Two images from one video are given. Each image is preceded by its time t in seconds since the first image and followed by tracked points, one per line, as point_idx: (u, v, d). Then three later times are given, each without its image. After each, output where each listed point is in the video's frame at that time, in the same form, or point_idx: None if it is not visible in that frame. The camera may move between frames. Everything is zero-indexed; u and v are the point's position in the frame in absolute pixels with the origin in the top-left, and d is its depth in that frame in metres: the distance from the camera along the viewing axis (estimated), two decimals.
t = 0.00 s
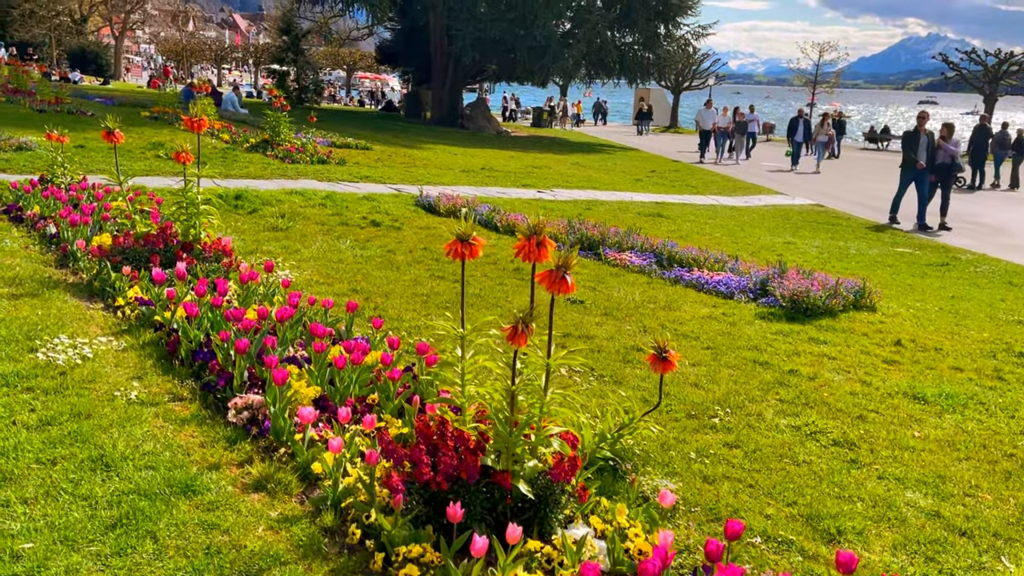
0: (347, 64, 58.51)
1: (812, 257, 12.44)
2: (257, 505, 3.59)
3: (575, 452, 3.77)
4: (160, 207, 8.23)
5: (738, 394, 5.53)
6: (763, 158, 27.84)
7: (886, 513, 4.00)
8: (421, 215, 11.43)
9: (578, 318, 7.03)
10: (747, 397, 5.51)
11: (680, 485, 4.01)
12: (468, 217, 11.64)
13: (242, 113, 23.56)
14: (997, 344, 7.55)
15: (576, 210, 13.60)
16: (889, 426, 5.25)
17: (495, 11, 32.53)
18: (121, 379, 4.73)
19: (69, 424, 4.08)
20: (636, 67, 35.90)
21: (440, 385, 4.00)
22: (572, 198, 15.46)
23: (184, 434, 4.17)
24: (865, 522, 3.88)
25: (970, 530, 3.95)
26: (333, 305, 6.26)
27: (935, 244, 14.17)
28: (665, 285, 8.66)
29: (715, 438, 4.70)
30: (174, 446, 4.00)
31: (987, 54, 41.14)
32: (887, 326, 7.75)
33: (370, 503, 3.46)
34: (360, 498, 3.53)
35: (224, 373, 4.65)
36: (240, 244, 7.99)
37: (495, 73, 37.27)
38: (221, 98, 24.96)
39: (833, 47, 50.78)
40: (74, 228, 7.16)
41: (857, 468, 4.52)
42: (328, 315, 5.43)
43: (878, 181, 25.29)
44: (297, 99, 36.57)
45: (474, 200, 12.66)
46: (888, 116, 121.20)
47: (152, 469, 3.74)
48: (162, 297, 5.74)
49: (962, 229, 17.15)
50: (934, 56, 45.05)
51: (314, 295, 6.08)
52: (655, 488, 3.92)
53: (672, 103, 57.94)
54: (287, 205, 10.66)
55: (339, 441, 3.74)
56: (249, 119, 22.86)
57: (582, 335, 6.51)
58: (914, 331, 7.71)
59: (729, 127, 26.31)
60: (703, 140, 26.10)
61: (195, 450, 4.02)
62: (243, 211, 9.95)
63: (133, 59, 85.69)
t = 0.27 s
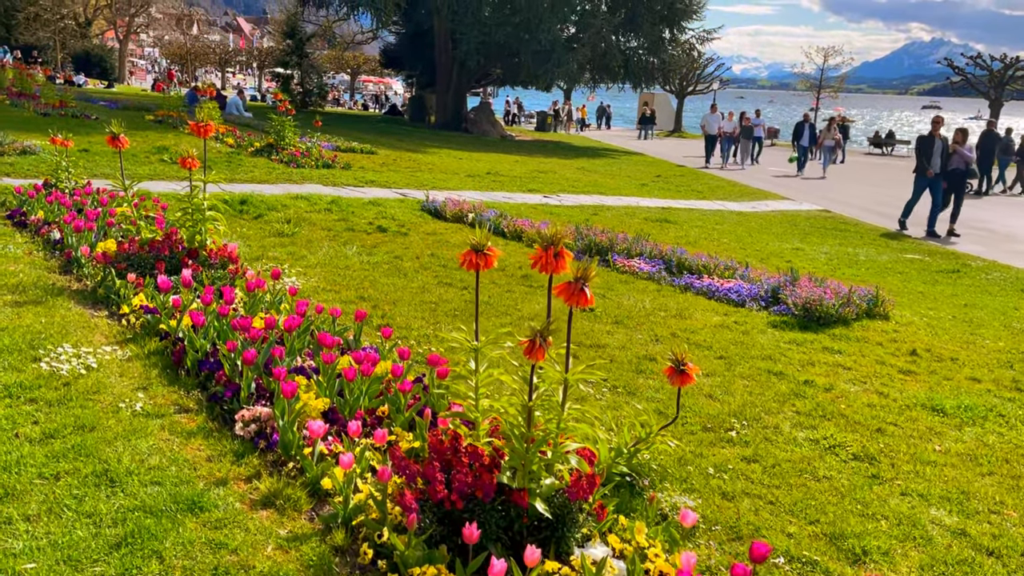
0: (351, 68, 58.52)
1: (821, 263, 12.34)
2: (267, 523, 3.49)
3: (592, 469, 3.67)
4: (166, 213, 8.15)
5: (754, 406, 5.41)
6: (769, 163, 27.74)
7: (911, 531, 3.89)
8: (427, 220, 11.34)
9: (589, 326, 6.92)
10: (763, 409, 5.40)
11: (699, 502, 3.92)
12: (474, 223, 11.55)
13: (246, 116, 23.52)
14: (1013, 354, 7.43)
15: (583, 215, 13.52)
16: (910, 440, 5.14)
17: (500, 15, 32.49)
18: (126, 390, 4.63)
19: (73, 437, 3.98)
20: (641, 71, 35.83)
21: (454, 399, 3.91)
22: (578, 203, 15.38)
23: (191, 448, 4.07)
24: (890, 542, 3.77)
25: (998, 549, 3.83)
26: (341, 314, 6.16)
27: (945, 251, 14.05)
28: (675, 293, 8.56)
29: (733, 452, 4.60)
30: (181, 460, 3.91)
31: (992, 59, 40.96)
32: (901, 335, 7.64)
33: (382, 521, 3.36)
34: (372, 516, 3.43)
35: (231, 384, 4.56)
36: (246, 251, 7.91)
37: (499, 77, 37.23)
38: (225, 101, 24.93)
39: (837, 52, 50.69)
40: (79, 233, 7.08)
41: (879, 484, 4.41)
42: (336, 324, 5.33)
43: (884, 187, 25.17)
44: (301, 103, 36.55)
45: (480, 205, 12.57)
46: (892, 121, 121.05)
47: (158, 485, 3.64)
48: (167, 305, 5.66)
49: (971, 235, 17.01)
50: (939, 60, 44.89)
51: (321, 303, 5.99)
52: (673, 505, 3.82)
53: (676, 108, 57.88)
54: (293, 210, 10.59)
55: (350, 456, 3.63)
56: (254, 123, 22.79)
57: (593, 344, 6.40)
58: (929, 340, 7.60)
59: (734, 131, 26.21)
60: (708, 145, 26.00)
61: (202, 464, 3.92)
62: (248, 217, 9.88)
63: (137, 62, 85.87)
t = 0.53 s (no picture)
0: (355, 71, 58.53)
1: (832, 269, 12.21)
2: (279, 542, 3.38)
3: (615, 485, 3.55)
4: (173, 217, 8.05)
5: (774, 417, 5.29)
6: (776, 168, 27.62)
7: (943, 551, 3.76)
8: (435, 225, 11.25)
9: (602, 333, 6.81)
10: (783, 420, 5.28)
11: (725, 520, 3.79)
12: (483, 228, 11.45)
13: (252, 119, 23.48)
14: None
15: (591, 220, 13.42)
16: (935, 453, 5.00)
17: (505, 18, 32.47)
18: (133, 400, 4.53)
19: (79, 450, 3.88)
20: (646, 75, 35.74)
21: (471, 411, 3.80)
22: (585, 207, 15.29)
23: (200, 461, 3.96)
24: (923, 562, 3.64)
25: None
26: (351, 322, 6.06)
27: (956, 257, 13.90)
28: (688, 299, 8.45)
29: (756, 466, 4.47)
30: (190, 474, 3.80)
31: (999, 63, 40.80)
32: (919, 343, 7.51)
33: (399, 540, 3.24)
34: (388, 535, 3.31)
35: (241, 395, 4.46)
36: (254, 256, 7.82)
37: (504, 80, 37.20)
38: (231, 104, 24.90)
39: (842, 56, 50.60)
40: (85, 238, 6.98)
41: (907, 500, 4.28)
42: (347, 333, 5.23)
43: (892, 192, 25.02)
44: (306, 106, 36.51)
45: (488, 209, 12.48)
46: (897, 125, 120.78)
47: (167, 500, 3.53)
48: (175, 311, 5.56)
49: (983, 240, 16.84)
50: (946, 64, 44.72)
51: (331, 311, 5.90)
52: (698, 522, 3.70)
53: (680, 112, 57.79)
54: (300, 214, 10.52)
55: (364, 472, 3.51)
56: (259, 126, 22.74)
57: (607, 353, 6.29)
58: (948, 349, 7.47)
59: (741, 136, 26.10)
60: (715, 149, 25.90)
61: (212, 478, 3.81)
62: (255, 220, 9.80)
63: (142, 65, 86.13)
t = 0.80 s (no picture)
0: (358, 74, 58.53)
1: (840, 274, 12.11)
2: (292, 557, 3.28)
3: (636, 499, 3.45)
4: (178, 221, 7.97)
5: (792, 426, 5.19)
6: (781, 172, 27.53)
7: (973, 568, 3.65)
8: (442, 230, 11.17)
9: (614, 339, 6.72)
10: (802, 429, 5.18)
11: (748, 535, 3.69)
12: (490, 232, 11.37)
13: (255, 122, 23.42)
14: None
15: (597, 224, 13.34)
16: (958, 464, 4.90)
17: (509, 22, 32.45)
18: (139, 409, 4.43)
19: (86, 460, 3.78)
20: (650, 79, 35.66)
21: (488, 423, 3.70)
22: (591, 211, 15.21)
23: (209, 472, 3.87)
24: None
25: None
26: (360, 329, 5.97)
27: (966, 262, 13.79)
28: (698, 305, 8.35)
29: (777, 478, 4.37)
30: (199, 486, 3.70)
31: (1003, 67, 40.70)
32: (934, 350, 7.40)
33: (415, 557, 3.14)
34: (404, 550, 3.21)
35: (250, 403, 4.36)
36: (260, 260, 7.74)
37: (508, 84, 37.16)
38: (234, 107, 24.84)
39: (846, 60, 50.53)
40: (89, 242, 6.90)
41: (933, 513, 4.17)
42: (356, 339, 5.14)
43: (898, 196, 24.90)
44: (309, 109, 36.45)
45: (495, 213, 12.40)
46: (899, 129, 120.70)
47: (176, 514, 3.43)
48: (181, 317, 5.48)
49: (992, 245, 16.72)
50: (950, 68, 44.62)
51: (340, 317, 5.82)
52: (721, 538, 3.60)
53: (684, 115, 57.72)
54: (305, 218, 10.44)
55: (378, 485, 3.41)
56: (263, 129, 22.69)
57: (619, 360, 6.19)
58: (963, 356, 7.36)
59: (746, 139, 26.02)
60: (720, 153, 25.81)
61: (222, 490, 3.71)
62: (261, 224, 9.72)
63: (145, 68, 86.19)
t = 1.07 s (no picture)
0: (361, 78, 58.52)
1: (851, 279, 11.98)
2: None
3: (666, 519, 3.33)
4: (185, 226, 7.87)
5: (815, 439, 5.06)
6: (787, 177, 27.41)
7: None
8: (449, 235, 11.06)
9: (628, 348, 6.61)
10: (826, 441, 5.04)
11: (777, 554, 3.57)
12: (498, 237, 11.26)
13: (260, 126, 23.37)
14: None
15: (605, 229, 13.24)
16: (988, 479, 4.76)
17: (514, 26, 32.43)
18: (148, 420, 4.31)
19: (94, 475, 3.67)
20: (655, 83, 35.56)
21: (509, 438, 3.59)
22: (599, 216, 15.11)
23: (221, 487, 3.75)
24: None
25: None
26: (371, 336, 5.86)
27: (978, 268, 13.64)
28: (712, 312, 8.23)
29: (803, 493, 4.24)
30: (210, 502, 3.58)
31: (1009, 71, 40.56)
32: (954, 359, 7.26)
33: None
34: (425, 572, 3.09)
35: (261, 415, 4.25)
36: (268, 267, 7.64)
37: (512, 88, 37.10)
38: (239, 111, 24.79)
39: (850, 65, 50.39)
40: (96, 247, 6.79)
41: (968, 532, 4.04)
42: (369, 348, 5.03)
43: (906, 202, 24.72)
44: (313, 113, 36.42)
45: (502, 218, 12.31)
46: (901, 135, 120.60)
47: (187, 532, 3.32)
48: (190, 325, 5.38)
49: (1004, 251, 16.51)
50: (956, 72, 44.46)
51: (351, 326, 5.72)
52: (749, 558, 3.48)
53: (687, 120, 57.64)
54: (312, 223, 10.35)
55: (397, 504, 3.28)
56: (267, 133, 22.63)
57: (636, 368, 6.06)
58: (983, 365, 7.22)
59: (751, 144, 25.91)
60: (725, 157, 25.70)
61: (235, 506, 3.60)
62: (268, 229, 9.64)
63: (149, 71, 86.38)
